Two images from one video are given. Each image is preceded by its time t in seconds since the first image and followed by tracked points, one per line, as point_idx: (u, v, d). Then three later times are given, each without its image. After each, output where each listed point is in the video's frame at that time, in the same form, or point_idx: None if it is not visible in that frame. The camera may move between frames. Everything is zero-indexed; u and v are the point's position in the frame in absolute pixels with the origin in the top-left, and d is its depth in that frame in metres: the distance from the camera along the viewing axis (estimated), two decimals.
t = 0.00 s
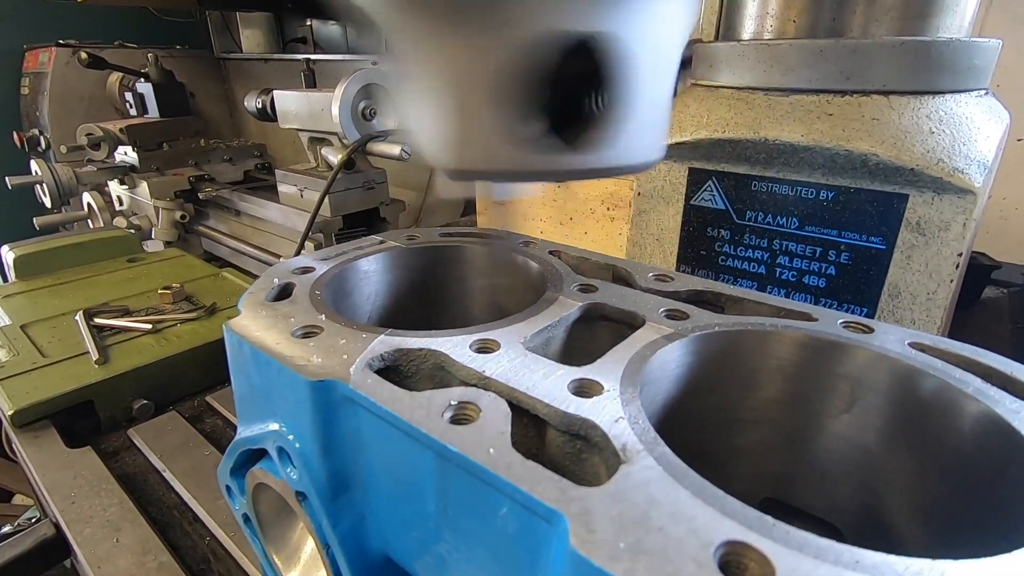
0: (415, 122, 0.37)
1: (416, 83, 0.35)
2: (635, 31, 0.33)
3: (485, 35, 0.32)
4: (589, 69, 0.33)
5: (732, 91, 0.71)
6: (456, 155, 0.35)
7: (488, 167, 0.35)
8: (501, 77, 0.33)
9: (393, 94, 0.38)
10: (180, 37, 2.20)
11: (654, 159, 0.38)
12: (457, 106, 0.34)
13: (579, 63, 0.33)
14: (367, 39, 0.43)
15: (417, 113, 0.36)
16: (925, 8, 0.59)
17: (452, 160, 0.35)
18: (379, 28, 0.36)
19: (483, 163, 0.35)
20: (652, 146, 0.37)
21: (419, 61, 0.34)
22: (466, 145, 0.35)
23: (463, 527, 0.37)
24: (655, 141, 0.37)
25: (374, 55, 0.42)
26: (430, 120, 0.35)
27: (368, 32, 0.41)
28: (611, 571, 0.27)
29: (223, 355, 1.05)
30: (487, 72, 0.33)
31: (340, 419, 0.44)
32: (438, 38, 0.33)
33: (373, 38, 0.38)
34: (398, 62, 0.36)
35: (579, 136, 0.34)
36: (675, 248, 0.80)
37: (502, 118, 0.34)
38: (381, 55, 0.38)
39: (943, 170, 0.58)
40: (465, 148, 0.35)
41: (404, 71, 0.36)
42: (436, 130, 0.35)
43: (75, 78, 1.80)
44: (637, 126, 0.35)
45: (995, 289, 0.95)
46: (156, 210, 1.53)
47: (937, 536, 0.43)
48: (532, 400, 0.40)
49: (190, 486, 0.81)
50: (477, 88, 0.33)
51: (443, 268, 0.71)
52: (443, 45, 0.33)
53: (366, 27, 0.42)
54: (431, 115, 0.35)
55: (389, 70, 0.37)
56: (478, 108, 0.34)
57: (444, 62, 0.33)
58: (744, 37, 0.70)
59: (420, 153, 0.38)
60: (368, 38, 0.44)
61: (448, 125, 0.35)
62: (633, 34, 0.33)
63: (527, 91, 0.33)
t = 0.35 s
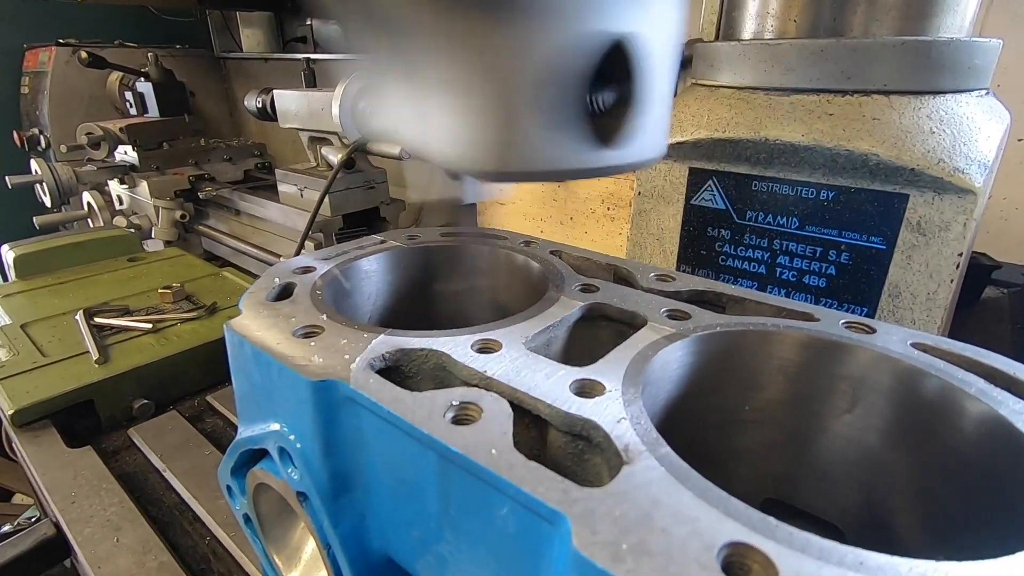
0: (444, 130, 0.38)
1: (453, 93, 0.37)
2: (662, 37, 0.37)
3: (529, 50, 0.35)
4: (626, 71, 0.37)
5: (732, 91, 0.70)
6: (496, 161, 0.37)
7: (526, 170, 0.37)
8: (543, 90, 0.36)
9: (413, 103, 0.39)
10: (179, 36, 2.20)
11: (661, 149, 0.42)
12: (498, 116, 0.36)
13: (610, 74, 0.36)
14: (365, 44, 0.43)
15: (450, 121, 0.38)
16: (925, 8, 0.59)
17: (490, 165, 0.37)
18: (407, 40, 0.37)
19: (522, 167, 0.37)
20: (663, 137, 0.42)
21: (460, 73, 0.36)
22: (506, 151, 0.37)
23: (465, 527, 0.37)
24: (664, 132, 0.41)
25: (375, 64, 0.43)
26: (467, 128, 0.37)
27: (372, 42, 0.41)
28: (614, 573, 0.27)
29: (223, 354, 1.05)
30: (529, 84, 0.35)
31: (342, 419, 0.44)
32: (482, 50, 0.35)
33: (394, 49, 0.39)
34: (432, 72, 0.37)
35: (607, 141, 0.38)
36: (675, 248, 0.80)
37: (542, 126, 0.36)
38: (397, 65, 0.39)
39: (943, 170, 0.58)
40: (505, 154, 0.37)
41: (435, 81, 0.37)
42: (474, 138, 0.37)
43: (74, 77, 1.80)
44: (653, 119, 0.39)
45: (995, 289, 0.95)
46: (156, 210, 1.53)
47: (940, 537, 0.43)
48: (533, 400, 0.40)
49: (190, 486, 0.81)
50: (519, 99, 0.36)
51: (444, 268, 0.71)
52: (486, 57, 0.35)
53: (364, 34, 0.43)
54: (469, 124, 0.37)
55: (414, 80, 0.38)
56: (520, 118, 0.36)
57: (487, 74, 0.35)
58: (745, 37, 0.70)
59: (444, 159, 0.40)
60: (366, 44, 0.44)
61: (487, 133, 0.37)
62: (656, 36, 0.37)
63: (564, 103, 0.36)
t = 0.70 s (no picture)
0: (454, 139, 0.32)
1: (465, 95, 0.31)
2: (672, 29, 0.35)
3: (559, 45, 0.30)
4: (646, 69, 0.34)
5: (730, 93, 0.71)
6: (524, 172, 0.32)
7: (555, 181, 0.33)
8: (575, 89, 0.31)
9: (406, 105, 0.32)
10: (178, 37, 2.20)
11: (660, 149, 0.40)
12: (526, 121, 0.31)
13: (635, 71, 0.33)
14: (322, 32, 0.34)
15: (462, 128, 0.31)
16: (923, 11, 0.59)
17: (516, 178, 0.32)
18: (400, 33, 0.30)
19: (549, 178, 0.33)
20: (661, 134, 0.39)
21: (474, 70, 0.30)
22: (536, 161, 0.32)
23: (464, 534, 0.37)
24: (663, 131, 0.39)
25: (335, 59, 0.35)
26: (485, 138, 0.31)
27: (335, 33, 0.33)
28: None
29: (222, 356, 1.05)
30: (560, 84, 0.31)
31: (341, 425, 0.44)
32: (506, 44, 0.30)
33: (376, 41, 0.31)
34: (437, 70, 0.31)
35: (628, 144, 0.35)
36: (674, 250, 0.80)
37: (574, 132, 0.32)
38: (382, 64, 0.32)
39: (941, 173, 0.58)
40: (535, 164, 0.32)
41: (443, 81, 0.31)
42: (495, 148, 0.32)
43: (73, 78, 1.80)
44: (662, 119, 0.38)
45: (993, 291, 0.99)
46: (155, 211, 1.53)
47: (939, 542, 0.43)
48: (532, 405, 0.40)
49: (189, 489, 0.81)
50: (548, 100, 0.31)
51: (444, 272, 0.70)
52: (513, 54, 0.30)
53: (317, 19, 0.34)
54: (487, 131, 0.31)
55: (408, 79, 0.31)
56: (552, 122, 0.31)
57: (511, 73, 0.30)
58: (744, 39, 0.70)
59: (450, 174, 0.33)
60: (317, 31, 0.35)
61: (512, 142, 0.31)
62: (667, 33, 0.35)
63: (594, 104, 0.32)
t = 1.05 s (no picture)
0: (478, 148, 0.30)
1: (491, 101, 0.29)
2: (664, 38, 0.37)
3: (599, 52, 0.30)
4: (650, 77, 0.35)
5: (729, 97, 0.71)
6: (552, 180, 0.31)
7: (594, 186, 0.32)
8: (612, 94, 0.31)
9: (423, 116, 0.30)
10: (177, 39, 2.20)
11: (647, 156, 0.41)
12: (554, 127, 0.30)
13: (647, 79, 0.34)
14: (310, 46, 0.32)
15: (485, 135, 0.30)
16: (921, 16, 0.59)
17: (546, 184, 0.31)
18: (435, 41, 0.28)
19: (592, 184, 0.32)
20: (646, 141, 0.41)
21: (500, 74, 0.29)
22: (564, 166, 0.31)
23: (467, 540, 0.37)
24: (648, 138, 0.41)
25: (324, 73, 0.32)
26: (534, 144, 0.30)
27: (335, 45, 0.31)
28: None
29: (222, 359, 1.05)
30: (599, 89, 0.31)
31: (342, 431, 0.44)
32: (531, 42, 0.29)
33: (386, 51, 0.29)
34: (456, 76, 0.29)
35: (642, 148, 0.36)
36: (673, 253, 0.80)
37: (610, 136, 0.32)
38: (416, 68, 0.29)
39: (939, 177, 0.58)
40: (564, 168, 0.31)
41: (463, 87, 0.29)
42: (523, 156, 0.30)
43: (72, 80, 1.80)
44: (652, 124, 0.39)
45: (992, 293, 1.00)
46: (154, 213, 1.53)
47: (941, 548, 0.43)
48: (535, 412, 0.40)
49: (189, 493, 0.81)
50: (592, 106, 0.31)
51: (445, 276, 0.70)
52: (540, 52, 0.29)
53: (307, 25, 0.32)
54: (515, 138, 0.30)
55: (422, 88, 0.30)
56: (578, 128, 0.30)
57: (539, 77, 0.29)
58: (743, 42, 0.70)
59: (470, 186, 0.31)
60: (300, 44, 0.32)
61: (562, 148, 0.30)
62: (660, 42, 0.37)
63: (625, 110, 0.32)
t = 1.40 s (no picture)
0: (515, 150, 0.29)
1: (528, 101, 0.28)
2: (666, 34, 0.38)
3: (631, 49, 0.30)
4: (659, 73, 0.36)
5: (729, 99, 0.71)
6: (588, 179, 0.30)
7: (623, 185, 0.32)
8: (640, 92, 0.31)
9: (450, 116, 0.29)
10: (177, 40, 2.20)
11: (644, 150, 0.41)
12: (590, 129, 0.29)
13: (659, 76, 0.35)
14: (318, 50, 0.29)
15: (523, 138, 0.29)
16: (920, 18, 0.60)
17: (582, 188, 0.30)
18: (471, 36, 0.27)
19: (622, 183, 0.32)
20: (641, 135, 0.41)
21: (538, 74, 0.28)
22: (600, 166, 0.30)
23: (469, 543, 0.37)
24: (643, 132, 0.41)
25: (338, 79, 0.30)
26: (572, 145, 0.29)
27: (351, 47, 0.29)
28: None
29: (222, 361, 1.05)
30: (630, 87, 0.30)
31: (344, 433, 0.44)
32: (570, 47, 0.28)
33: (415, 56, 0.29)
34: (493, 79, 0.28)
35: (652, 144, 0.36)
36: (673, 254, 0.80)
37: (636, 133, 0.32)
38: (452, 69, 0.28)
39: (939, 178, 0.58)
40: (599, 170, 0.30)
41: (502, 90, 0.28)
42: (563, 157, 0.29)
43: (72, 82, 1.80)
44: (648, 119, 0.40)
45: (992, 294, 0.99)
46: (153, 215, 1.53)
47: (943, 550, 0.43)
48: (536, 414, 0.40)
49: (190, 495, 0.81)
50: (624, 104, 0.30)
51: (446, 278, 0.70)
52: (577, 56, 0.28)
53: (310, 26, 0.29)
54: (553, 138, 0.29)
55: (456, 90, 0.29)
56: (612, 128, 0.30)
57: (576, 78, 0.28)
58: (743, 44, 0.70)
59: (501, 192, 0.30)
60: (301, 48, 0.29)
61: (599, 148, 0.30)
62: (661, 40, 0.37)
63: (647, 107, 0.33)
